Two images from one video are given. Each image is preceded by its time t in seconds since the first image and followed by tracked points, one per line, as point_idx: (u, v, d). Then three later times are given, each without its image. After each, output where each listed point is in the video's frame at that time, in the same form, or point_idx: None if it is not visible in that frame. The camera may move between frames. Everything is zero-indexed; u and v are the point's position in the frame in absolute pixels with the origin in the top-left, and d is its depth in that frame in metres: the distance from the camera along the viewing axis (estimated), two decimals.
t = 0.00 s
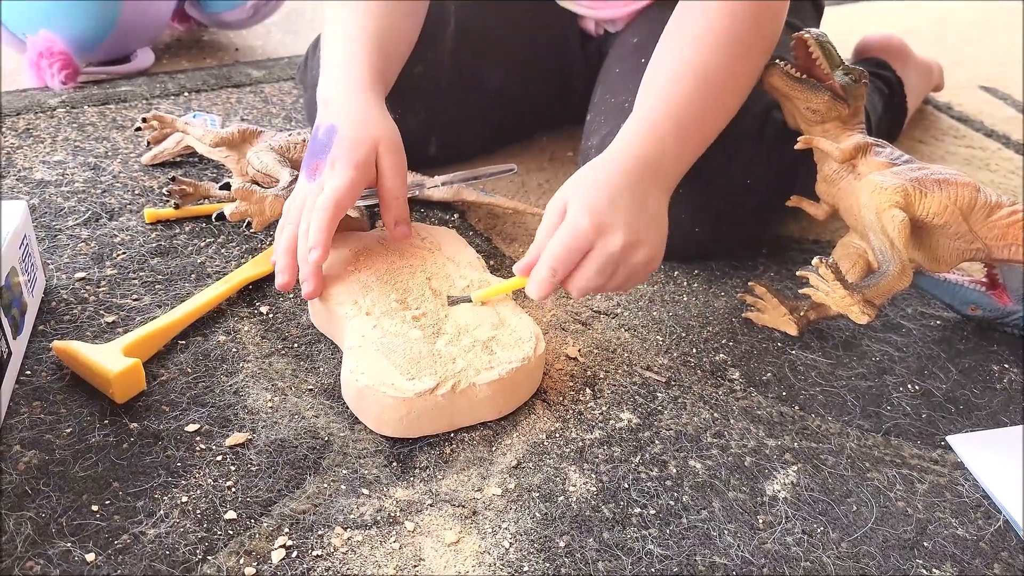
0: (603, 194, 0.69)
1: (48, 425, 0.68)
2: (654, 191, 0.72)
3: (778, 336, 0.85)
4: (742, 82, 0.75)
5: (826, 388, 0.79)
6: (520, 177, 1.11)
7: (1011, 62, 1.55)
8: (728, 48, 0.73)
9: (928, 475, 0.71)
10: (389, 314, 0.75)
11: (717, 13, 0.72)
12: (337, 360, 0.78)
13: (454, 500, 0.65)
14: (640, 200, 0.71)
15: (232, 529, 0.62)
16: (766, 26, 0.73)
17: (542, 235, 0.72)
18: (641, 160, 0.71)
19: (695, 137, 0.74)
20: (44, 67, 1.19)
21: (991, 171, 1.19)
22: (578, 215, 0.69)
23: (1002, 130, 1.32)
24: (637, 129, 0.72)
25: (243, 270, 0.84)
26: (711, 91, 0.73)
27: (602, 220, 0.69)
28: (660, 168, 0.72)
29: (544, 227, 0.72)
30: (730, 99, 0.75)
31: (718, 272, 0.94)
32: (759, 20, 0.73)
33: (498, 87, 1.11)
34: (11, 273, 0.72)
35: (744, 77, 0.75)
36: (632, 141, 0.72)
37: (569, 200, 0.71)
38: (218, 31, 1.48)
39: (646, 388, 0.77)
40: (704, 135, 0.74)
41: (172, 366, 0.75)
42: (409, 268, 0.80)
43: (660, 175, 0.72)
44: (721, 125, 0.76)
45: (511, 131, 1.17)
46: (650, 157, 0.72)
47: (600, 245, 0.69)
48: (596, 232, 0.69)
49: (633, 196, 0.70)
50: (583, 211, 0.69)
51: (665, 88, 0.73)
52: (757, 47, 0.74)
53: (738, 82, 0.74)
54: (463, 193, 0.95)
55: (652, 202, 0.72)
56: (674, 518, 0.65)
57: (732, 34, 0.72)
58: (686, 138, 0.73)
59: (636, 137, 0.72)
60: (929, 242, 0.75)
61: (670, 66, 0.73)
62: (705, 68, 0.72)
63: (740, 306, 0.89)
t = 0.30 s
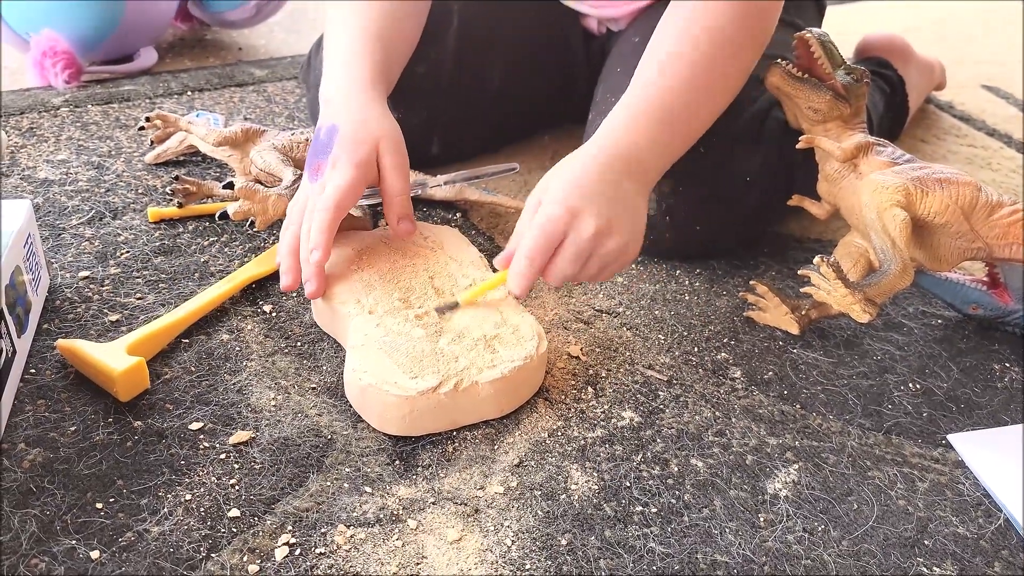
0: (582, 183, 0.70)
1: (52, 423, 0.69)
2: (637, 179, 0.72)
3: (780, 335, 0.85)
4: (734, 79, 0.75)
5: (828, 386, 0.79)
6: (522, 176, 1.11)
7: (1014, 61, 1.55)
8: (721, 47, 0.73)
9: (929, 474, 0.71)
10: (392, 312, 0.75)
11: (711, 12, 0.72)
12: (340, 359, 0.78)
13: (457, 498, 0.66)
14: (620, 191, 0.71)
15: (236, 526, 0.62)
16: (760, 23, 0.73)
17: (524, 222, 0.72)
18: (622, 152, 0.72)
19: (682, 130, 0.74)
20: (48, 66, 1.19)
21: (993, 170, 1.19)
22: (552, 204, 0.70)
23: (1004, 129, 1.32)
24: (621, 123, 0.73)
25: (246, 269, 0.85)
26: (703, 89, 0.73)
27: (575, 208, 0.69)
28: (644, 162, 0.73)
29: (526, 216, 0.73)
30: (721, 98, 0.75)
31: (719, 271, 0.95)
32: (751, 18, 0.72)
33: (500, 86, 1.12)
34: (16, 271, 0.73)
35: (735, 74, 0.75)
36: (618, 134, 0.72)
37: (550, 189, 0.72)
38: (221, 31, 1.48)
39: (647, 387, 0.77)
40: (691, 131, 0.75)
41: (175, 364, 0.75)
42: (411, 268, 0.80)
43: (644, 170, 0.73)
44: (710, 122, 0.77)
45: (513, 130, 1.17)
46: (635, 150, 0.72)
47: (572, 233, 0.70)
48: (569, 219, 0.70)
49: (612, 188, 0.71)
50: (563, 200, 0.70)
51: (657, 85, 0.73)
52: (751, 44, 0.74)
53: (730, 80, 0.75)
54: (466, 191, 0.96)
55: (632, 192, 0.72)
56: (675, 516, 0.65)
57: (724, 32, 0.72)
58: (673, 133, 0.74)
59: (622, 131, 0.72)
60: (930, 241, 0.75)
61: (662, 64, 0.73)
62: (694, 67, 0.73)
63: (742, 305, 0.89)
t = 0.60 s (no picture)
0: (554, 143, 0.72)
1: (52, 422, 0.68)
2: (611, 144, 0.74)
3: (781, 334, 0.85)
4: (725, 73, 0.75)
5: (829, 386, 0.79)
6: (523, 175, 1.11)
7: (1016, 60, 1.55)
8: (714, 44, 0.73)
9: (931, 474, 0.71)
10: (392, 311, 0.75)
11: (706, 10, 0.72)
12: (340, 358, 0.78)
13: (458, 497, 0.65)
14: (587, 153, 0.73)
15: (236, 526, 0.62)
16: (757, 22, 0.73)
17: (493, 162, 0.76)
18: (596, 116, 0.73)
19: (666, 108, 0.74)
20: (49, 65, 1.20)
21: (995, 169, 1.19)
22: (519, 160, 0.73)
23: (1006, 128, 1.31)
24: (603, 97, 0.74)
25: (246, 267, 0.85)
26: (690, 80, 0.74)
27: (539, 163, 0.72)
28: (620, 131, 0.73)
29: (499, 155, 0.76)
30: (707, 91, 0.75)
31: (720, 270, 0.94)
32: (747, 14, 0.73)
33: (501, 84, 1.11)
34: (16, 270, 0.73)
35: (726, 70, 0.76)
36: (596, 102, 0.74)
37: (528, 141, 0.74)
38: (222, 29, 1.48)
39: (649, 386, 0.77)
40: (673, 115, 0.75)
41: (176, 364, 0.75)
42: (412, 266, 0.80)
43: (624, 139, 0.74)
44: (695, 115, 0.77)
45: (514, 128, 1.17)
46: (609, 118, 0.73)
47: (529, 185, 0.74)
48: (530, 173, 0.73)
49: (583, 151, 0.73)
50: (535, 159, 0.73)
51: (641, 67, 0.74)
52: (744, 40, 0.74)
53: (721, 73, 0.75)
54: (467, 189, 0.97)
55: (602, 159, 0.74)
56: (676, 516, 0.65)
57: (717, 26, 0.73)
58: (655, 114, 0.74)
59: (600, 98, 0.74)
60: (933, 240, 0.75)
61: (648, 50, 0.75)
62: (683, 58, 0.73)
63: (743, 304, 0.89)
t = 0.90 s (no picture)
0: (664, 161, 0.72)
1: (54, 421, 0.69)
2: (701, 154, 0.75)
3: (782, 334, 0.85)
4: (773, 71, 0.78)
5: (830, 385, 0.79)
6: (525, 174, 1.11)
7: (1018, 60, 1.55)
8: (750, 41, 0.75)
9: (932, 473, 0.71)
10: (394, 310, 0.75)
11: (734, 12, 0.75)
12: (342, 357, 0.78)
13: (458, 497, 0.66)
14: (691, 166, 0.73)
15: (237, 525, 0.62)
16: (781, 18, 0.76)
17: (604, 230, 0.71)
18: (677, 132, 0.74)
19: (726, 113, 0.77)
20: (51, 65, 1.20)
21: (997, 169, 1.19)
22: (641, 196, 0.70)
23: (1008, 127, 1.31)
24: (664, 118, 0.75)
25: (248, 267, 0.85)
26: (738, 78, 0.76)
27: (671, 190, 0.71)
28: (702, 138, 0.75)
29: (601, 223, 0.72)
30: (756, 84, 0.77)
31: (722, 270, 0.94)
32: (774, 11, 0.75)
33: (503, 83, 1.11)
34: (18, 269, 0.73)
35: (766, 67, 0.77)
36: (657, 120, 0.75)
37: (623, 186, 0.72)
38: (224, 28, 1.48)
39: (649, 385, 0.77)
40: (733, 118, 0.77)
41: (178, 363, 0.75)
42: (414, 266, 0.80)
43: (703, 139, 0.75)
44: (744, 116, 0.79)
45: (516, 129, 1.17)
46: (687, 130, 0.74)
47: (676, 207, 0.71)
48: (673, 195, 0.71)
49: (684, 166, 0.73)
50: (657, 185, 0.71)
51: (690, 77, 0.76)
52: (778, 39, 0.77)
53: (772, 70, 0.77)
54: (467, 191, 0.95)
55: (704, 165, 0.74)
56: (677, 516, 0.65)
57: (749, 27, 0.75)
58: (721, 113, 0.76)
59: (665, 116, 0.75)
60: (935, 241, 0.74)
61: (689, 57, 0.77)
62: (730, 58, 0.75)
63: (744, 304, 0.89)
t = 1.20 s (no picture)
0: (575, 193, 0.66)
1: (56, 421, 0.69)
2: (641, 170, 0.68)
3: (784, 334, 0.85)
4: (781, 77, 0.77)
5: (831, 386, 0.79)
6: (526, 174, 1.11)
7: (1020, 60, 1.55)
8: (752, 35, 0.71)
9: (933, 474, 0.71)
10: (395, 310, 0.75)
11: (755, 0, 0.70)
12: (343, 357, 0.78)
13: (459, 497, 0.66)
14: (629, 193, 0.67)
15: (238, 525, 0.62)
16: (784, 14, 0.72)
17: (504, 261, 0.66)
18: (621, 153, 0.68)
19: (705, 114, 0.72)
20: (52, 64, 1.20)
21: (998, 169, 1.19)
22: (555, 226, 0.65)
23: (1010, 127, 1.31)
24: (615, 147, 0.68)
25: (250, 267, 0.85)
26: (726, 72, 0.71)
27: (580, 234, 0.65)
28: (666, 146, 0.70)
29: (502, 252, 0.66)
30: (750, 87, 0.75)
31: (724, 270, 0.94)
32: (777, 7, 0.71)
33: (505, 82, 1.11)
34: (20, 269, 0.73)
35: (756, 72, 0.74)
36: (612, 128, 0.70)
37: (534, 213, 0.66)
38: (225, 28, 1.48)
39: (650, 385, 0.77)
40: (726, 104, 0.73)
41: (179, 363, 0.75)
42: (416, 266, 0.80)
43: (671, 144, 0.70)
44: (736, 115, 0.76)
45: (517, 128, 1.17)
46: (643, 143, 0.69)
47: (591, 242, 0.65)
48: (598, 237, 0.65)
49: (615, 193, 0.67)
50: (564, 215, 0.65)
51: (663, 74, 0.70)
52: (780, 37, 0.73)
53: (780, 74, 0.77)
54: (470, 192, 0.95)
55: (629, 187, 0.67)
56: (678, 516, 0.65)
57: (744, 22, 0.71)
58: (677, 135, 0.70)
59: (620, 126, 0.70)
60: (935, 242, 0.75)
61: (673, 50, 0.71)
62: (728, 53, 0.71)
63: (746, 304, 0.88)
